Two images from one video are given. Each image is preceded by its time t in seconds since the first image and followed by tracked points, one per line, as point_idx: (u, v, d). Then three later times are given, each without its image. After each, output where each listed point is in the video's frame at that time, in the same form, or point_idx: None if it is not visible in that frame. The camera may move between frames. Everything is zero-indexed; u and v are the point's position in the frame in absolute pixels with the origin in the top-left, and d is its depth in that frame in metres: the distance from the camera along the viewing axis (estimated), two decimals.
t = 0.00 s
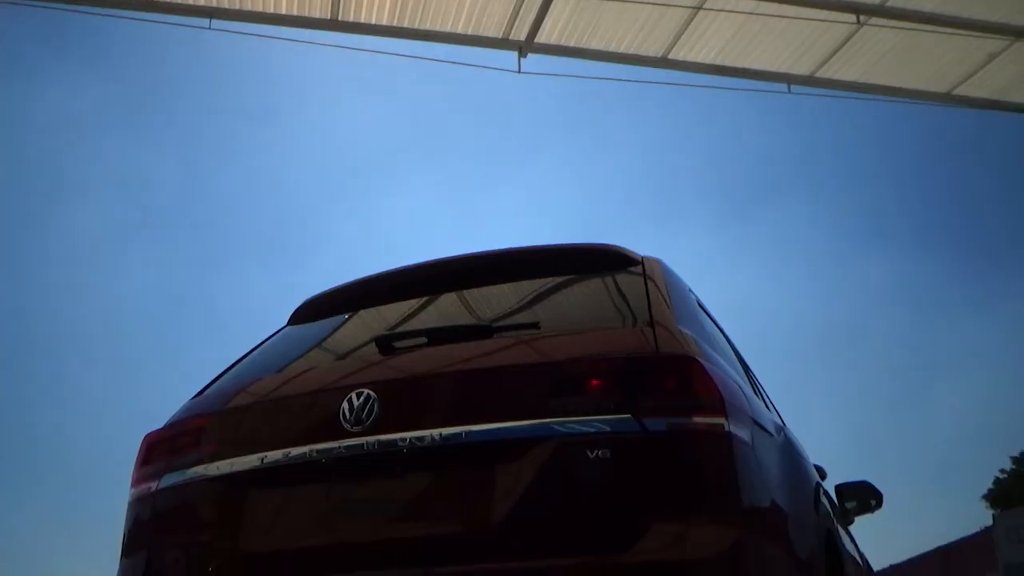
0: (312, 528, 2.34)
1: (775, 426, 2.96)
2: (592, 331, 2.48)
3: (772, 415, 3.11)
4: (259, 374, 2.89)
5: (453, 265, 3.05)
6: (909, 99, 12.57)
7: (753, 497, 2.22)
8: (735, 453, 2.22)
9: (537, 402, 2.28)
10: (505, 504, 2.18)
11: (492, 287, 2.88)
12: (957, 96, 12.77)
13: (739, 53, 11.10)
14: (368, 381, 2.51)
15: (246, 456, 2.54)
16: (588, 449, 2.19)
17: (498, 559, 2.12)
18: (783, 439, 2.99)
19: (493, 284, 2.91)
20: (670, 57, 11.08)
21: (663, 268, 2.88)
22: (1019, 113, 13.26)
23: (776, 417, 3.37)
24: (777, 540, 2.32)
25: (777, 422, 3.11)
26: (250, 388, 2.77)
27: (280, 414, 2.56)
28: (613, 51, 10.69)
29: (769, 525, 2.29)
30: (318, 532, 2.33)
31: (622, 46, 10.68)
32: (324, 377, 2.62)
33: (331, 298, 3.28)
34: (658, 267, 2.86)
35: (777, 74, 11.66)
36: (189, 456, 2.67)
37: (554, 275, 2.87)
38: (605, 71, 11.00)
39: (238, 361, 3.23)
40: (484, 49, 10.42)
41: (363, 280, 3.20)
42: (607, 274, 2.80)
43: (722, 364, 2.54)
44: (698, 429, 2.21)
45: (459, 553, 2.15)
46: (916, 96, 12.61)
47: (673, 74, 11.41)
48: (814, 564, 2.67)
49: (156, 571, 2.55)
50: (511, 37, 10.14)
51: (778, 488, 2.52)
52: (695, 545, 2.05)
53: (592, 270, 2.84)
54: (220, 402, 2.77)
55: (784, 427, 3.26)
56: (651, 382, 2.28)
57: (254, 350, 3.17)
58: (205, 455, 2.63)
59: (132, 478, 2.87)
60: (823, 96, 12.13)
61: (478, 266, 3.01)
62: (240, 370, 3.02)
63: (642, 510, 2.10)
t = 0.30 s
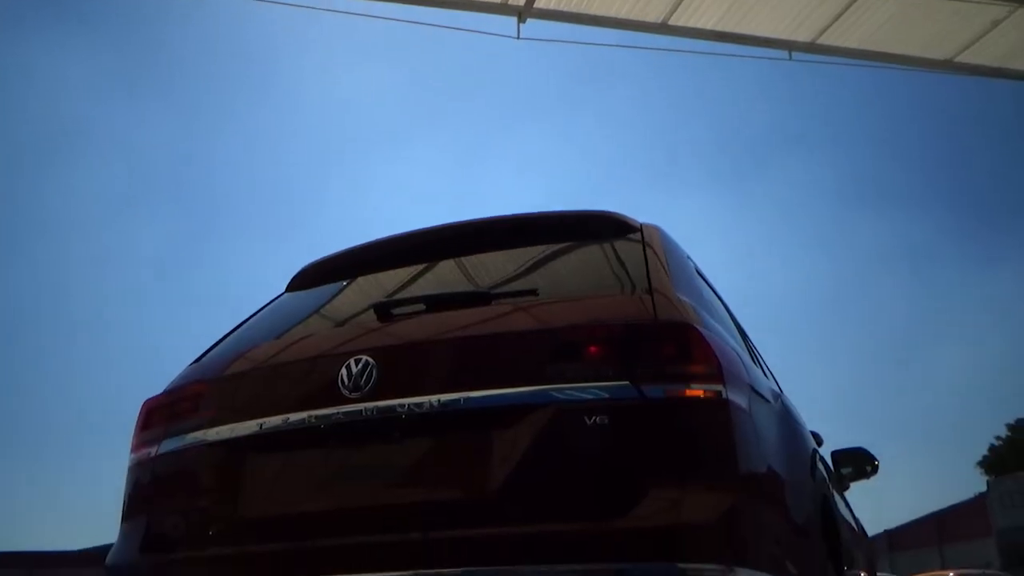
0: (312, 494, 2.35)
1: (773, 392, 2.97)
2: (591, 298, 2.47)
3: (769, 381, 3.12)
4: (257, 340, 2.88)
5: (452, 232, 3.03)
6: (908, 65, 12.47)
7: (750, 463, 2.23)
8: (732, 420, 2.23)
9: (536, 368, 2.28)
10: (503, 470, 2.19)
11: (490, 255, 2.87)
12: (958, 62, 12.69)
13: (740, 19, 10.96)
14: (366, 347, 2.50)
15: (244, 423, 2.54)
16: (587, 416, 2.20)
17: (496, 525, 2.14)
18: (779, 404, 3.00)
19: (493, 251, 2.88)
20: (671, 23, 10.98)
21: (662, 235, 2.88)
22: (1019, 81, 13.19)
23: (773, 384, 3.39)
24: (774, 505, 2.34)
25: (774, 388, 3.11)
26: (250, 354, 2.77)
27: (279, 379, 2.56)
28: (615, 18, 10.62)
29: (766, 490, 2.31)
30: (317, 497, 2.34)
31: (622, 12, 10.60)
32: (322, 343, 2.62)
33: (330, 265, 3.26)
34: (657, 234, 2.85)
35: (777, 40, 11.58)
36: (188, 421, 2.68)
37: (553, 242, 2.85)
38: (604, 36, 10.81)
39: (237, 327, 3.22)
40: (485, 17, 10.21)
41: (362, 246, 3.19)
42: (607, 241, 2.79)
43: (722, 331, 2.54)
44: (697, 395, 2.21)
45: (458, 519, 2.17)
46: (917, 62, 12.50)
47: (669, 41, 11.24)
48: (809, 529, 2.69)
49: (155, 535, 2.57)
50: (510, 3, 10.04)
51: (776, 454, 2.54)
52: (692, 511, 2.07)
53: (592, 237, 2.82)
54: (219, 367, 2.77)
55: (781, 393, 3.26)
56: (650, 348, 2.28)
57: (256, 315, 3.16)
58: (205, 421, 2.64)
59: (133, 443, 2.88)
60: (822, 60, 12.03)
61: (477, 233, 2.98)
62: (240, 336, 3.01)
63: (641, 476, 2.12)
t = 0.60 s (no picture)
0: (312, 451, 2.37)
1: (770, 350, 2.97)
2: (589, 256, 2.47)
3: (767, 339, 3.13)
4: (255, 299, 2.88)
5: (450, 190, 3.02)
6: (912, 21, 12.32)
7: (747, 420, 2.24)
8: (731, 378, 2.24)
9: (534, 326, 2.28)
10: (501, 428, 2.21)
11: (489, 214, 2.85)
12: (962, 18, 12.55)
13: None
14: (365, 305, 2.50)
15: (244, 381, 2.55)
16: (585, 374, 2.21)
17: (495, 482, 2.15)
18: (777, 362, 3.00)
19: (490, 210, 2.87)
20: None
21: (661, 193, 2.86)
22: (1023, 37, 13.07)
23: (772, 343, 3.39)
24: (770, 462, 2.36)
25: (772, 346, 3.11)
26: (248, 313, 2.77)
27: (278, 338, 2.56)
28: None
29: (763, 447, 2.32)
30: (316, 454, 2.36)
31: None
32: (321, 301, 2.62)
33: (329, 223, 3.24)
34: (656, 192, 2.83)
35: None
36: (188, 380, 2.68)
37: (551, 200, 2.84)
38: None
39: (236, 285, 3.21)
40: None
41: (359, 205, 3.17)
42: (605, 199, 2.77)
43: (720, 289, 2.54)
44: (695, 353, 2.22)
45: (457, 476, 2.19)
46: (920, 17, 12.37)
47: None
48: (805, 485, 2.71)
49: (156, 492, 2.60)
50: None
51: (773, 412, 2.55)
52: (690, 468, 2.08)
53: (590, 195, 2.81)
54: (218, 326, 2.77)
55: (779, 352, 3.26)
56: (649, 306, 2.28)
57: (255, 274, 3.15)
58: (204, 379, 2.64)
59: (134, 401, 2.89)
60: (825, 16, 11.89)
61: (475, 191, 2.97)
62: (238, 295, 3.01)
63: (639, 433, 2.13)
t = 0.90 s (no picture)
0: (311, 424, 2.38)
1: (769, 323, 2.97)
2: (588, 229, 2.46)
3: (766, 312, 3.13)
4: (253, 272, 2.88)
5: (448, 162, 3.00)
6: None
7: (744, 393, 2.25)
8: (729, 351, 2.25)
9: (533, 300, 2.29)
10: (499, 400, 2.21)
11: (487, 187, 2.84)
12: None
13: None
14: (364, 278, 2.50)
15: (243, 353, 2.55)
16: (584, 347, 2.21)
17: (493, 453, 2.16)
18: (775, 336, 3.01)
19: (488, 183, 2.86)
20: None
21: (660, 166, 2.85)
22: None
23: (771, 315, 3.39)
24: (767, 434, 2.37)
25: (770, 319, 3.11)
26: (246, 286, 2.77)
27: (276, 311, 2.56)
28: None
29: (760, 420, 2.33)
30: (315, 426, 2.37)
31: None
32: (319, 274, 2.62)
33: (327, 196, 3.23)
34: (655, 165, 2.82)
35: None
36: (187, 352, 2.69)
37: (549, 172, 2.82)
38: None
39: (235, 258, 3.20)
40: None
41: (357, 177, 3.16)
42: (604, 172, 2.76)
43: (718, 263, 2.54)
44: (693, 326, 2.22)
45: (455, 448, 2.20)
46: None
47: None
48: (802, 458, 2.72)
49: (157, 463, 2.61)
50: None
51: (770, 385, 2.56)
52: (687, 440, 2.09)
53: (588, 168, 2.80)
54: (216, 299, 2.77)
55: (778, 324, 3.26)
56: (647, 280, 2.28)
57: (253, 246, 3.15)
58: (203, 352, 2.65)
59: (133, 373, 2.89)
60: None
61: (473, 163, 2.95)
62: (236, 268, 3.00)
63: (637, 405, 2.14)
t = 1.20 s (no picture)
0: (310, 398, 2.38)
1: (768, 298, 2.97)
2: (588, 204, 2.45)
3: (766, 287, 3.12)
4: (252, 246, 2.87)
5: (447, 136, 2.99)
6: None
7: (743, 368, 2.26)
8: (728, 326, 2.25)
9: (532, 275, 2.28)
10: (498, 375, 2.22)
11: (486, 161, 2.83)
12: None
13: None
14: (363, 253, 2.49)
15: (243, 328, 2.55)
16: (583, 322, 2.21)
17: (493, 428, 2.17)
18: (775, 310, 3.01)
19: (488, 157, 2.85)
20: None
21: (660, 140, 2.84)
22: None
23: (770, 290, 3.39)
24: (766, 409, 2.37)
25: (770, 293, 3.11)
26: (245, 260, 2.76)
27: (275, 286, 2.56)
28: None
29: (758, 395, 2.34)
30: (314, 400, 2.37)
31: None
32: (318, 249, 2.61)
33: (325, 170, 3.21)
34: (655, 139, 2.81)
35: None
36: (186, 327, 2.68)
37: (548, 146, 2.81)
38: None
39: (234, 232, 3.19)
40: None
41: (355, 151, 3.14)
42: (603, 147, 2.75)
43: (718, 238, 2.54)
44: (693, 302, 2.22)
45: (455, 422, 2.20)
46: None
47: None
48: (800, 433, 2.73)
49: (158, 437, 2.62)
50: None
51: (769, 359, 2.56)
52: (685, 414, 2.10)
53: (588, 142, 2.78)
54: (215, 274, 2.77)
55: (777, 299, 3.26)
56: (647, 255, 2.27)
57: (251, 221, 3.14)
58: (203, 326, 2.64)
59: (133, 347, 2.89)
60: None
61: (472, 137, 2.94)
62: (235, 242, 3.00)
63: (635, 379, 2.15)
